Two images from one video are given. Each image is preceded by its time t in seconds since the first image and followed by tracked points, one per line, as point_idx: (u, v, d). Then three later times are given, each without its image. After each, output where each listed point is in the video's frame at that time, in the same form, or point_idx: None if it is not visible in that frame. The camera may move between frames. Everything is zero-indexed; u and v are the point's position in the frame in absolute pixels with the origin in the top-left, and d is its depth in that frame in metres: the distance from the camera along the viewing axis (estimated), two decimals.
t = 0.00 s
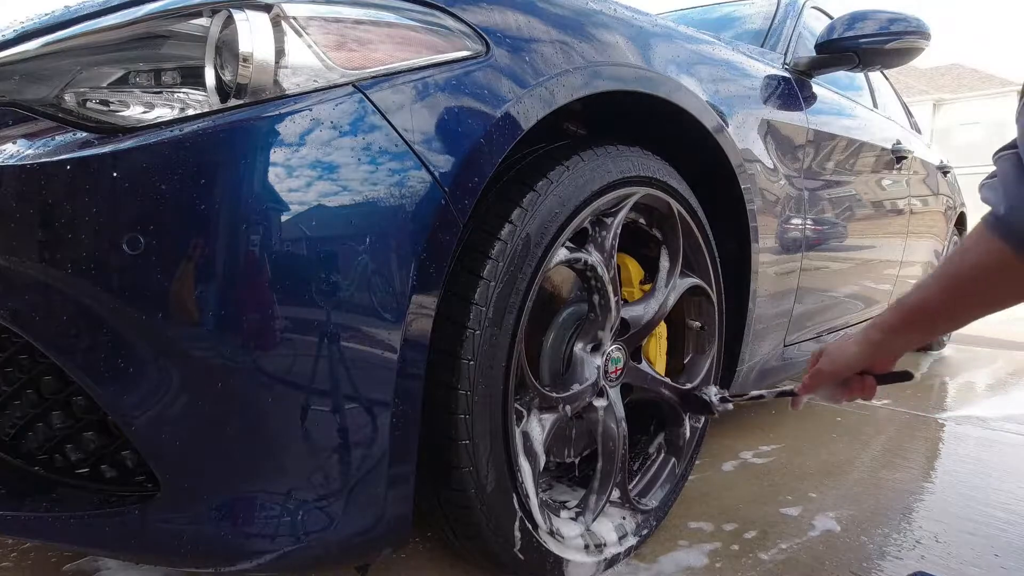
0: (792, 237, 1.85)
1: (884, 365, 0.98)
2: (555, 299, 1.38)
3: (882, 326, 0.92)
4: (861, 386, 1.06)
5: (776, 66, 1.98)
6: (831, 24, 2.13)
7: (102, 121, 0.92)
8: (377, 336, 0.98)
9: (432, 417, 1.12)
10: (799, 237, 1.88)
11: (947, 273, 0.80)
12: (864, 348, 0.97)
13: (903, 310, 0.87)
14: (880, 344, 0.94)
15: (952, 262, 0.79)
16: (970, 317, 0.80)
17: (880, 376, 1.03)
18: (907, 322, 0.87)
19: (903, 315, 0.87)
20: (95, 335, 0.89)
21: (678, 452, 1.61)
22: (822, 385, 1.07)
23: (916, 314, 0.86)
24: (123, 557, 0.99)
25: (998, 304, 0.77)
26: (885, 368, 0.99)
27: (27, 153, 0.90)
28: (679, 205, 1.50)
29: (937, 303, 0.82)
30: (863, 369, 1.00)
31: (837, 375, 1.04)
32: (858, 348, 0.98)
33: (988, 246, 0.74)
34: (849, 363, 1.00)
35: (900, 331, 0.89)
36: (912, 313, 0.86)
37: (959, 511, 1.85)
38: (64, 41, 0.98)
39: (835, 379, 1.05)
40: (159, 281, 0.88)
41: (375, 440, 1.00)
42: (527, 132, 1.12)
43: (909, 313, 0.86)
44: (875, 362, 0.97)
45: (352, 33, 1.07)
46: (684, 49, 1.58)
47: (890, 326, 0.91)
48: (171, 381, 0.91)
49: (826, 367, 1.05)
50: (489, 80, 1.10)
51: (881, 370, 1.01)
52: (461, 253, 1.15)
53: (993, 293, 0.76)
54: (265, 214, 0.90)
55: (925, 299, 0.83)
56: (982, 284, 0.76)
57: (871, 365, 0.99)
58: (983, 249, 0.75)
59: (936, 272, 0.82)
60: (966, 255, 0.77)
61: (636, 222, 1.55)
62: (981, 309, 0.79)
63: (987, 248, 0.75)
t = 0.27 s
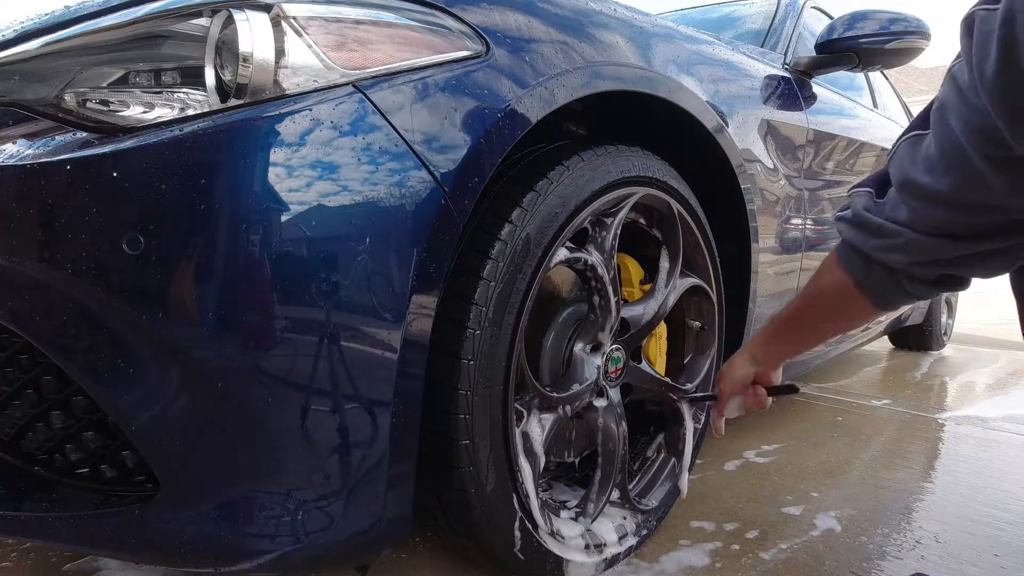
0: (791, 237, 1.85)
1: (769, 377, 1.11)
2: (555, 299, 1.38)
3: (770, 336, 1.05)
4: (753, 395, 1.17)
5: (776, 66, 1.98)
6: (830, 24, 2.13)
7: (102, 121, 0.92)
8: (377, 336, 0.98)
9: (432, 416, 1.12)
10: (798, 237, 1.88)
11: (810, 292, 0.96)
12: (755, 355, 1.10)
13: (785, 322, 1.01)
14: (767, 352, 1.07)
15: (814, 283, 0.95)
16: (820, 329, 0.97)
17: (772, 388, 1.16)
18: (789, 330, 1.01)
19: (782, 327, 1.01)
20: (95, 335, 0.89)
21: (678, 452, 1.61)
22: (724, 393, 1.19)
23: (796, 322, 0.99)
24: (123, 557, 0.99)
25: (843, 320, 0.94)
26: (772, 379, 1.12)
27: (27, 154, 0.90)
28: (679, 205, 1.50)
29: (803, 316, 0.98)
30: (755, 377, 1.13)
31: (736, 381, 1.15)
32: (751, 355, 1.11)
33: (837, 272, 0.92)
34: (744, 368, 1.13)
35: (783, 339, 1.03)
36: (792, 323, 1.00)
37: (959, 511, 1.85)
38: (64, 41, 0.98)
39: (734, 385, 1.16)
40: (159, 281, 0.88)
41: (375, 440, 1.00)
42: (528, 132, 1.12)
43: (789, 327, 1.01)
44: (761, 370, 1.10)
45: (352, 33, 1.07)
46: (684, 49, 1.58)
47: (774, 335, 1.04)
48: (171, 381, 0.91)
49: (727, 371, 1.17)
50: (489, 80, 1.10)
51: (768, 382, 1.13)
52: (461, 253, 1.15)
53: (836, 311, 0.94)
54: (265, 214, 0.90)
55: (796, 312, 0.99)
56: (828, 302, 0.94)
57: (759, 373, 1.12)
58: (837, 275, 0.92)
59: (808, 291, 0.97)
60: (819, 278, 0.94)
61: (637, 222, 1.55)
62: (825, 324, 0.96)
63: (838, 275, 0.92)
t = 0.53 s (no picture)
0: (792, 237, 1.85)
1: (837, 407, 1.33)
2: (555, 299, 1.38)
3: (849, 367, 1.29)
4: (806, 424, 1.36)
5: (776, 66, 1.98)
6: (831, 24, 2.13)
7: (102, 121, 0.92)
8: (377, 336, 0.98)
9: (432, 416, 1.12)
10: (799, 237, 1.88)
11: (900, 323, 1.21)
12: (832, 386, 1.32)
13: (864, 355, 1.27)
14: (858, 381, 1.29)
15: (903, 313, 1.21)
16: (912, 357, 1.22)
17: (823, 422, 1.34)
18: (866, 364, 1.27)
19: (863, 356, 1.27)
20: (95, 335, 0.89)
21: (679, 452, 1.61)
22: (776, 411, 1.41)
23: (880, 351, 1.25)
24: (123, 557, 0.99)
25: (942, 345, 1.17)
26: (834, 412, 1.34)
27: (27, 153, 0.90)
28: (679, 205, 1.50)
29: (898, 344, 1.22)
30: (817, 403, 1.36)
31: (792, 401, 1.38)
32: (818, 384, 1.34)
33: (924, 300, 1.17)
34: (810, 394, 1.36)
35: (861, 370, 1.28)
36: (872, 355, 1.27)
37: (959, 511, 1.85)
38: (64, 41, 0.98)
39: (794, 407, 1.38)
40: (159, 281, 0.88)
41: (375, 440, 1.00)
42: (528, 132, 1.12)
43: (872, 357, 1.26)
44: (828, 397, 1.33)
45: (352, 33, 1.07)
46: (684, 49, 1.58)
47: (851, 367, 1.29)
48: (171, 381, 0.91)
49: (787, 394, 1.39)
50: (489, 80, 1.10)
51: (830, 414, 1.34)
52: (461, 253, 1.15)
53: (936, 336, 1.17)
54: (265, 214, 0.90)
55: (883, 342, 1.24)
56: (931, 329, 1.17)
57: (823, 401, 1.34)
58: (922, 301, 1.18)
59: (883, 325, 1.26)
60: (911, 310, 1.19)
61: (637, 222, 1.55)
62: (924, 350, 1.20)
63: (924, 302, 1.17)
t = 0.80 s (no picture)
0: (791, 237, 1.85)
1: (772, 422, 1.33)
2: (555, 299, 1.38)
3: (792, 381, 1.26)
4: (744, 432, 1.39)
5: (776, 66, 1.98)
6: (830, 24, 2.13)
7: (102, 121, 0.92)
8: (377, 336, 0.98)
9: (432, 416, 1.12)
10: (798, 237, 1.88)
11: (829, 336, 1.19)
12: (770, 399, 1.31)
13: (799, 371, 1.25)
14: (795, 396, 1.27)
15: (834, 327, 1.17)
16: (852, 367, 1.18)
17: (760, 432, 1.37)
18: (806, 381, 1.24)
19: (799, 373, 1.24)
20: (95, 335, 0.89)
21: (678, 452, 1.61)
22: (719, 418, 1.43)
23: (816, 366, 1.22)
24: (123, 557, 0.99)
25: (864, 356, 1.16)
26: (770, 426, 1.35)
27: (27, 153, 0.90)
28: (679, 205, 1.50)
29: (827, 357, 1.20)
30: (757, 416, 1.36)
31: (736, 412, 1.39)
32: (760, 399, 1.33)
33: (857, 314, 1.14)
34: (749, 406, 1.36)
35: (798, 387, 1.26)
36: (808, 372, 1.24)
37: (959, 511, 1.85)
38: (64, 42, 0.98)
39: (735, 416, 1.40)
40: (159, 280, 0.88)
41: (375, 440, 1.00)
42: (528, 132, 1.12)
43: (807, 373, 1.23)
44: (765, 410, 1.33)
45: (352, 33, 1.07)
46: (684, 49, 1.58)
47: (787, 383, 1.27)
48: (171, 381, 0.91)
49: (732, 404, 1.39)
50: (489, 80, 1.10)
51: (768, 426, 1.35)
52: (461, 253, 1.15)
53: (862, 346, 1.15)
54: (265, 214, 0.90)
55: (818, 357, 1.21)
56: (853, 339, 1.15)
57: (762, 415, 1.35)
58: (856, 315, 1.14)
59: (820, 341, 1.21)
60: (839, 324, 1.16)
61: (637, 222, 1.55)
62: (847, 363, 1.18)
63: (857, 314, 1.13)
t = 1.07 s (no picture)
0: (791, 237, 1.85)
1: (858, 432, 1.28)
2: (555, 299, 1.38)
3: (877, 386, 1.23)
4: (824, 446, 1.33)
5: (776, 66, 1.99)
6: (831, 24, 2.13)
7: (102, 121, 0.92)
8: (377, 336, 0.98)
9: (432, 416, 1.12)
10: (799, 237, 1.88)
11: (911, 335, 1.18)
12: (850, 410, 1.26)
13: (881, 373, 1.22)
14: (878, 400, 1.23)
15: (917, 322, 1.18)
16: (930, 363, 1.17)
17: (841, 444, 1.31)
18: (886, 382, 1.21)
19: (883, 374, 1.22)
20: (95, 335, 0.89)
21: (678, 452, 1.61)
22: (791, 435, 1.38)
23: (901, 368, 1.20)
24: (123, 557, 0.99)
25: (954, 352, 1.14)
26: (852, 437, 1.29)
27: (27, 153, 0.90)
28: (679, 205, 1.50)
29: (914, 356, 1.18)
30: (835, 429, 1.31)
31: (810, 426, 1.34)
32: (841, 409, 1.28)
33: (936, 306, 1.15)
34: (828, 418, 1.31)
35: (880, 391, 1.22)
36: (889, 373, 1.21)
37: (959, 511, 1.85)
38: (64, 42, 0.98)
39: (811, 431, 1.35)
40: (159, 280, 0.88)
41: (375, 440, 1.00)
42: (528, 132, 1.12)
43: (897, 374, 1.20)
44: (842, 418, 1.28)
45: (352, 33, 1.07)
46: (684, 49, 1.58)
47: (869, 388, 1.23)
48: (171, 381, 0.91)
49: (807, 416, 1.35)
50: (489, 80, 1.10)
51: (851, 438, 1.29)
52: (461, 253, 1.15)
53: (954, 340, 1.14)
54: (265, 214, 0.90)
55: (902, 358, 1.19)
56: (939, 333, 1.15)
57: (841, 428, 1.30)
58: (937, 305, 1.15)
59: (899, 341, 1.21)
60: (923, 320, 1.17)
61: (637, 222, 1.55)
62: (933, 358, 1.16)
63: (937, 306, 1.15)
